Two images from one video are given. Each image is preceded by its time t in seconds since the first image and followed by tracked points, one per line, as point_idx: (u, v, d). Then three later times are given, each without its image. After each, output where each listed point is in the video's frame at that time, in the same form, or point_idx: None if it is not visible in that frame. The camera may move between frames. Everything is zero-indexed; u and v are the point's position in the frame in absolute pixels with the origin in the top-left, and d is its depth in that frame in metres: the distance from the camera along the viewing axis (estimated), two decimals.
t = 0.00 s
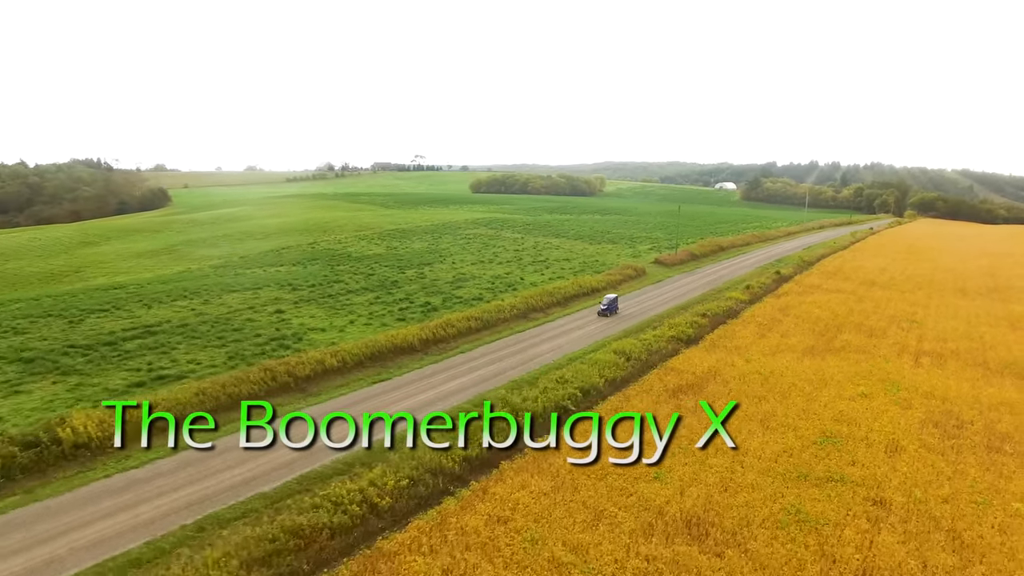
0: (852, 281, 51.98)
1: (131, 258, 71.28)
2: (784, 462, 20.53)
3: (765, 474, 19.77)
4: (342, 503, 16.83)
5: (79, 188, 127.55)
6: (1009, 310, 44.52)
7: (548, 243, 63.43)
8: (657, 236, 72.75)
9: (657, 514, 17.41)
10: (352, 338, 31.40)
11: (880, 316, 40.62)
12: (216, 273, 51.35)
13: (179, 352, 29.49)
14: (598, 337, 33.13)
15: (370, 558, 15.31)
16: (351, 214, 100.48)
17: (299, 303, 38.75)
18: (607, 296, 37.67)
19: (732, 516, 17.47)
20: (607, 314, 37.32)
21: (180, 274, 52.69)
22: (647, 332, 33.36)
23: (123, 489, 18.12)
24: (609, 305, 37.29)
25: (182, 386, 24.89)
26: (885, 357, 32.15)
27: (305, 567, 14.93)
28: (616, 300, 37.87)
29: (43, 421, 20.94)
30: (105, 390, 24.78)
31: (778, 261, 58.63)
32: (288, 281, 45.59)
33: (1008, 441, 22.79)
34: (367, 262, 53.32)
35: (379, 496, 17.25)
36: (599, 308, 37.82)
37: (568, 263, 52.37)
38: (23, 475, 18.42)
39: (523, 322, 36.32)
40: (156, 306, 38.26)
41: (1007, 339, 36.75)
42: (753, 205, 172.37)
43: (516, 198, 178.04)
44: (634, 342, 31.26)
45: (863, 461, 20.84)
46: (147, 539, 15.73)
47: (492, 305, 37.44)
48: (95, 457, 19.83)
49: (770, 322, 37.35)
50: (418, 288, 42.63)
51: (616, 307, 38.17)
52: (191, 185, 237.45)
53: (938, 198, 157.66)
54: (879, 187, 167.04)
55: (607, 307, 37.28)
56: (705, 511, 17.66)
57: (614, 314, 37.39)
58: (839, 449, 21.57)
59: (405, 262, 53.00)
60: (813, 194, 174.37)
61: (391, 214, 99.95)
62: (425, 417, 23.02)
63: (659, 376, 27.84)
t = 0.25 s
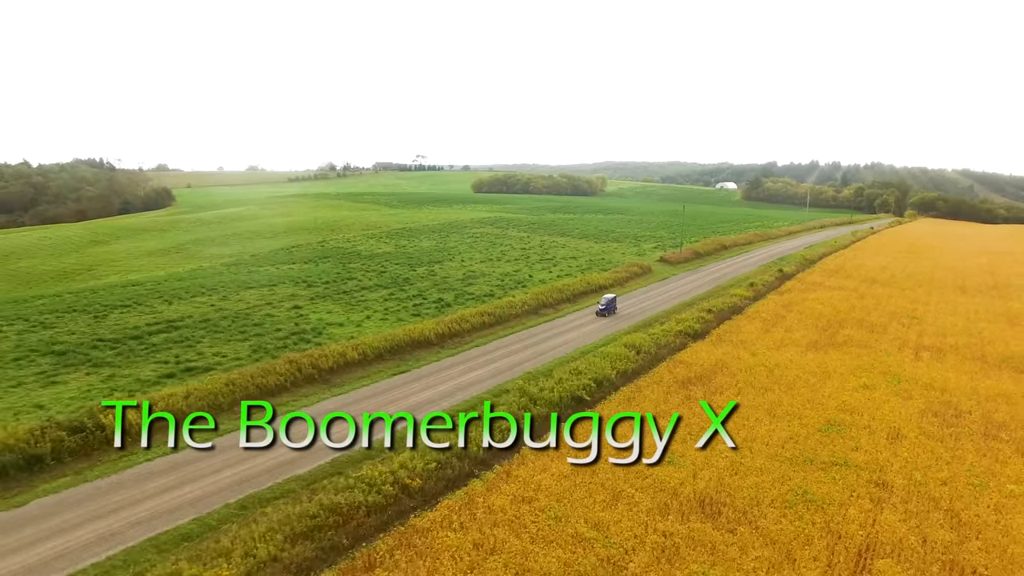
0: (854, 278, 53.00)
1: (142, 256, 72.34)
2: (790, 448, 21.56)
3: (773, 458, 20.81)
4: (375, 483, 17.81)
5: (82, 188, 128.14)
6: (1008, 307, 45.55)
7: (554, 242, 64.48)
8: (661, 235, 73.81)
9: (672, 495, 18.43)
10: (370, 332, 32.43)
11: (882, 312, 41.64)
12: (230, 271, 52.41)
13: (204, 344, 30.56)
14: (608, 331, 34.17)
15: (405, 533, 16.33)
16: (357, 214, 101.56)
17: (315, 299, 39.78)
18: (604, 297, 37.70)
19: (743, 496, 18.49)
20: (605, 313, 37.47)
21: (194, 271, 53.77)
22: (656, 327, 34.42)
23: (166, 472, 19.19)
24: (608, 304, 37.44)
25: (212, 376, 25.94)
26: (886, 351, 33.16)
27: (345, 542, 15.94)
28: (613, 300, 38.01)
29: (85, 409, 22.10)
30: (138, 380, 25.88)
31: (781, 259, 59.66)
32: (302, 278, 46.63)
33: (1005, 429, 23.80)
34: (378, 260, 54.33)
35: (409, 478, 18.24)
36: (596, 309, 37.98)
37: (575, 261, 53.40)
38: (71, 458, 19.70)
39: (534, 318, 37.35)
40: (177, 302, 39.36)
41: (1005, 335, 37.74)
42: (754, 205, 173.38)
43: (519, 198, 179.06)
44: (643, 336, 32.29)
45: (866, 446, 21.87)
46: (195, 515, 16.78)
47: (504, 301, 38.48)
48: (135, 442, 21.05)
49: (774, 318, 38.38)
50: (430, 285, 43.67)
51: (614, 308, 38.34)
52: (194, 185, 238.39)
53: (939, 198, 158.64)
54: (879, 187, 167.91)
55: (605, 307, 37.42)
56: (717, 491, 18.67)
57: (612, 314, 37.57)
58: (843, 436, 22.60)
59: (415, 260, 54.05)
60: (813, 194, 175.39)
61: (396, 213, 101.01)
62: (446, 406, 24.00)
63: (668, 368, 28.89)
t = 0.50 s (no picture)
0: (856, 275, 54.14)
1: (154, 255, 73.59)
2: (797, 433, 22.72)
3: (781, 442, 21.96)
4: (409, 463, 18.93)
5: (87, 188, 128.90)
6: (1006, 303, 46.68)
7: (561, 240, 65.64)
8: (665, 233, 74.91)
9: (687, 475, 19.58)
10: (389, 325, 33.60)
11: (883, 308, 42.77)
12: (245, 268, 53.59)
13: (231, 337, 31.75)
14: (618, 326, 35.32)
15: (439, 507, 17.48)
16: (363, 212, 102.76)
17: (332, 295, 40.93)
18: (603, 296, 37.69)
19: (754, 476, 19.63)
20: (604, 313, 37.19)
21: (210, 268, 54.98)
22: (665, 322, 35.60)
23: (209, 454, 20.32)
24: (606, 305, 37.15)
25: (243, 365, 27.04)
26: (888, 345, 34.32)
27: (385, 516, 17.08)
28: (612, 300, 37.80)
29: (127, 396, 23.30)
30: (172, 369, 27.07)
31: (784, 257, 60.80)
32: (317, 275, 47.82)
33: (1001, 416, 24.96)
34: (389, 257, 55.49)
35: (440, 458, 19.34)
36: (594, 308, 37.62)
37: (583, 259, 54.54)
38: (119, 440, 20.92)
39: (546, 312, 38.51)
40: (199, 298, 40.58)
41: (1003, 330, 38.90)
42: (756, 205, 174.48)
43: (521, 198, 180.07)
44: (653, 329, 33.46)
45: (868, 432, 23.02)
46: (242, 492, 17.93)
47: (517, 297, 39.63)
48: (176, 427, 22.23)
49: (778, 313, 39.55)
50: (443, 281, 44.83)
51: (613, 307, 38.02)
52: (196, 185, 239.48)
53: (939, 197, 159.61)
54: (880, 187, 168.51)
55: (603, 307, 37.06)
56: (729, 472, 19.83)
57: (610, 315, 37.25)
58: (846, 422, 23.76)
59: (426, 258, 55.21)
60: (814, 193, 176.42)
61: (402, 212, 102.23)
62: (468, 392, 25.08)
63: (679, 360, 30.05)
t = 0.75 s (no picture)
0: (858, 273, 55.15)
1: (166, 253, 74.72)
2: (802, 421, 23.71)
3: (787, 430, 22.94)
4: (435, 448, 19.90)
5: (91, 187, 129.66)
6: (1005, 300, 47.69)
7: (567, 239, 66.70)
8: (669, 232, 75.91)
9: (698, 459, 20.57)
10: (406, 319, 34.66)
11: (884, 304, 43.78)
12: (259, 265, 54.68)
13: (252, 331, 32.78)
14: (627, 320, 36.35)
15: (465, 488, 18.48)
16: (370, 211, 103.91)
17: (347, 291, 41.98)
18: (601, 295, 37.62)
19: (761, 461, 20.61)
20: (601, 313, 37.35)
21: (223, 266, 56.05)
22: (672, 317, 36.64)
23: (242, 440, 21.28)
24: (604, 304, 37.28)
25: (268, 357, 28.04)
26: (889, 339, 35.31)
27: (414, 496, 18.05)
28: (609, 300, 37.91)
29: (159, 386, 24.33)
30: (199, 360, 28.10)
31: (786, 255, 61.79)
32: (330, 272, 48.85)
33: (998, 407, 25.93)
34: (399, 255, 56.54)
35: (463, 443, 20.30)
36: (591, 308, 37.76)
37: (589, 257, 55.58)
38: (156, 427, 21.95)
39: (556, 308, 39.55)
40: (217, 294, 41.64)
41: (1001, 325, 39.91)
42: (757, 204, 175.53)
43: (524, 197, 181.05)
44: (661, 324, 34.50)
45: (870, 420, 24.01)
46: (276, 475, 18.89)
47: (528, 293, 40.66)
48: (208, 415, 23.24)
49: (782, 309, 40.55)
50: (454, 278, 45.89)
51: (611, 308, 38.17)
52: (200, 183, 240.48)
53: (940, 197, 160.48)
54: (881, 187, 169.48)
55: (600, 307, 37.21)
56: (738, 457, 20.80)
57: (607, 314, 37.37)
58: (849, 412, 24.76)
59: (435, 255, 56.28)
60: (816, 192, 177.39)
61: (408, 211, 103.39)
62: (485, 383, 26.06)
63: (686, 353, 31.07)
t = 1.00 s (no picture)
0: (860, 271, 56.24)
1: (177, 251, 75.89)
2: (807, 409, 24.82)
3: (793, 418, 24.05)
4: (461, 432, 21.01)
5: (97, 187, 130.64)
6: (1004, 297, 48.74)
7: (573, 237, 67.84)
8: (673, 231, 77.03)
9: (709, 444, 21.67)
10: (422, 314, 35.80)
11: (886, 300, 44.86)
12: (273, 262, 55.85)
13: (275, 324, 33.94)
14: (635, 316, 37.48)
15: (491, 469, 19.60)
16: (376, 210, 105.14)
17: (362, 287, 43.10)
18: (598, 296, 37.73)
19: (769, 445, 21.71)
20: (599, 313, 37.50)
21: (238, 263, 57.23)
22: (680, 312, 37.78)
23: (276, 425, 22.37)
24: (602, 305, 37.50)
25: (293, 350, 29.16)
26: (890, 333, 36.39)
27: (444, 477, 19.14)
28: (607, 300, 38.14)
29: (193, 375, 25.49)
30: (227, 352, 29.25)
31: (790, 253, 62.89)
32: (344, 269, 49.99)
33: (995, 397, 27.01)
34: (410, 253, 57.69)
35: (488, 429, 21.40)
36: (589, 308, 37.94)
37: (596, 255, 56.70)
38: (192, 414, 23.08)
39: (566, 304, 40.66)
40: (236, 290, 42.80)
41: (1000, 321, 40.96)
42: (759, 203, 176.57)
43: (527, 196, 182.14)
44: (670, 319, 35.64)
45: (872, 409, 25.11)
46: (311, 456, 19.95)
47: (538, 289, 41.79)
48: (241, 403, 24.37)
49: (786, 305, 41.65)
50: (465, 275, 47.03)
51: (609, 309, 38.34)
52: (204, 182, 241.71)
53: (942, 196, 161.36)
54: (882, 187, 170.46)
55: (598, 307, 37.40)
56: (747, 441, 21.91)
57: (605, 314, 37.51)
58: (852, 401, 25.85)
59: (445, 253, 57.44)
60: (817, 192, 178.39)
61: (414, 210, 104.63)
62: (503, 373, 27.17)
63: (695, 346, 32.19)
